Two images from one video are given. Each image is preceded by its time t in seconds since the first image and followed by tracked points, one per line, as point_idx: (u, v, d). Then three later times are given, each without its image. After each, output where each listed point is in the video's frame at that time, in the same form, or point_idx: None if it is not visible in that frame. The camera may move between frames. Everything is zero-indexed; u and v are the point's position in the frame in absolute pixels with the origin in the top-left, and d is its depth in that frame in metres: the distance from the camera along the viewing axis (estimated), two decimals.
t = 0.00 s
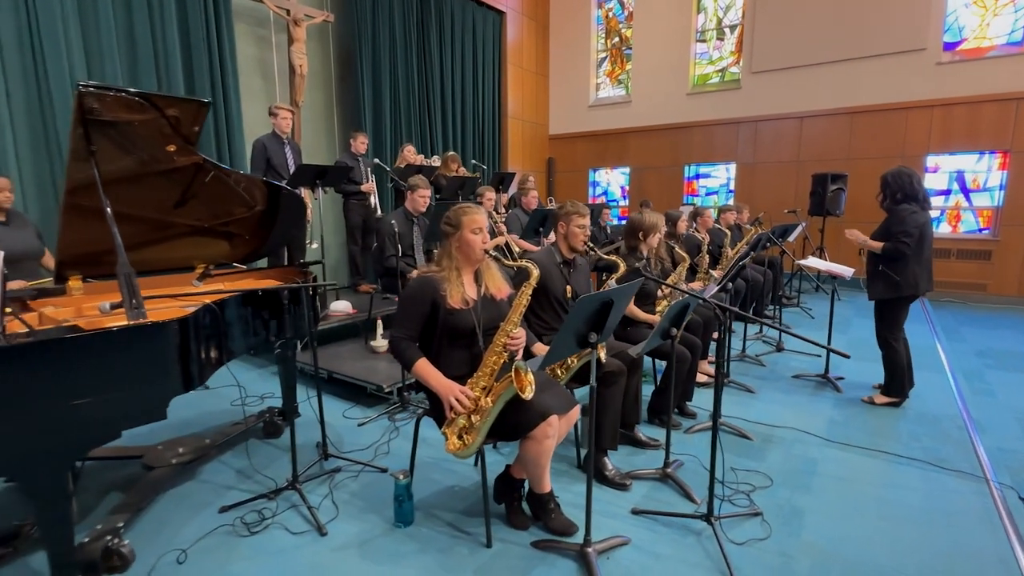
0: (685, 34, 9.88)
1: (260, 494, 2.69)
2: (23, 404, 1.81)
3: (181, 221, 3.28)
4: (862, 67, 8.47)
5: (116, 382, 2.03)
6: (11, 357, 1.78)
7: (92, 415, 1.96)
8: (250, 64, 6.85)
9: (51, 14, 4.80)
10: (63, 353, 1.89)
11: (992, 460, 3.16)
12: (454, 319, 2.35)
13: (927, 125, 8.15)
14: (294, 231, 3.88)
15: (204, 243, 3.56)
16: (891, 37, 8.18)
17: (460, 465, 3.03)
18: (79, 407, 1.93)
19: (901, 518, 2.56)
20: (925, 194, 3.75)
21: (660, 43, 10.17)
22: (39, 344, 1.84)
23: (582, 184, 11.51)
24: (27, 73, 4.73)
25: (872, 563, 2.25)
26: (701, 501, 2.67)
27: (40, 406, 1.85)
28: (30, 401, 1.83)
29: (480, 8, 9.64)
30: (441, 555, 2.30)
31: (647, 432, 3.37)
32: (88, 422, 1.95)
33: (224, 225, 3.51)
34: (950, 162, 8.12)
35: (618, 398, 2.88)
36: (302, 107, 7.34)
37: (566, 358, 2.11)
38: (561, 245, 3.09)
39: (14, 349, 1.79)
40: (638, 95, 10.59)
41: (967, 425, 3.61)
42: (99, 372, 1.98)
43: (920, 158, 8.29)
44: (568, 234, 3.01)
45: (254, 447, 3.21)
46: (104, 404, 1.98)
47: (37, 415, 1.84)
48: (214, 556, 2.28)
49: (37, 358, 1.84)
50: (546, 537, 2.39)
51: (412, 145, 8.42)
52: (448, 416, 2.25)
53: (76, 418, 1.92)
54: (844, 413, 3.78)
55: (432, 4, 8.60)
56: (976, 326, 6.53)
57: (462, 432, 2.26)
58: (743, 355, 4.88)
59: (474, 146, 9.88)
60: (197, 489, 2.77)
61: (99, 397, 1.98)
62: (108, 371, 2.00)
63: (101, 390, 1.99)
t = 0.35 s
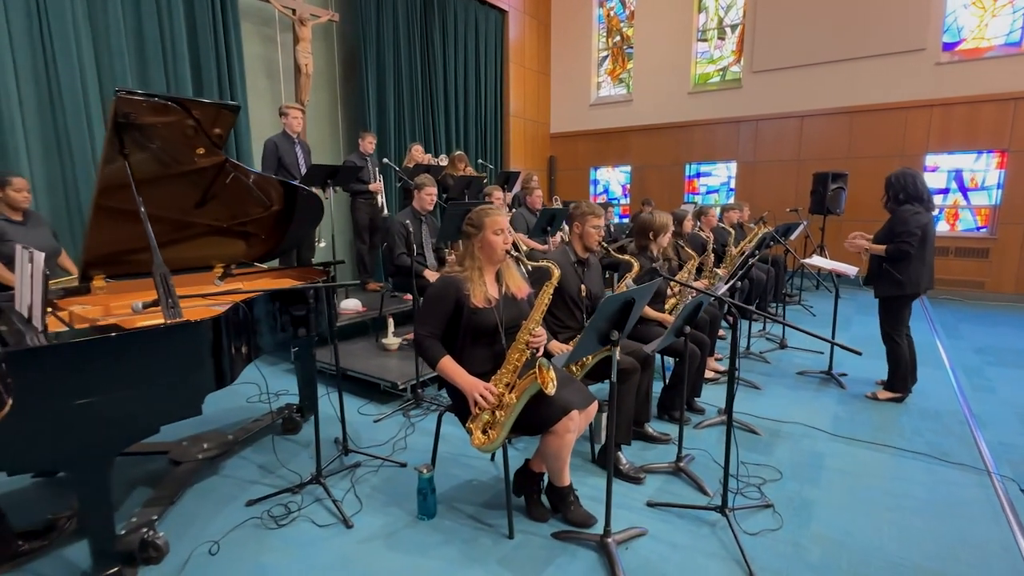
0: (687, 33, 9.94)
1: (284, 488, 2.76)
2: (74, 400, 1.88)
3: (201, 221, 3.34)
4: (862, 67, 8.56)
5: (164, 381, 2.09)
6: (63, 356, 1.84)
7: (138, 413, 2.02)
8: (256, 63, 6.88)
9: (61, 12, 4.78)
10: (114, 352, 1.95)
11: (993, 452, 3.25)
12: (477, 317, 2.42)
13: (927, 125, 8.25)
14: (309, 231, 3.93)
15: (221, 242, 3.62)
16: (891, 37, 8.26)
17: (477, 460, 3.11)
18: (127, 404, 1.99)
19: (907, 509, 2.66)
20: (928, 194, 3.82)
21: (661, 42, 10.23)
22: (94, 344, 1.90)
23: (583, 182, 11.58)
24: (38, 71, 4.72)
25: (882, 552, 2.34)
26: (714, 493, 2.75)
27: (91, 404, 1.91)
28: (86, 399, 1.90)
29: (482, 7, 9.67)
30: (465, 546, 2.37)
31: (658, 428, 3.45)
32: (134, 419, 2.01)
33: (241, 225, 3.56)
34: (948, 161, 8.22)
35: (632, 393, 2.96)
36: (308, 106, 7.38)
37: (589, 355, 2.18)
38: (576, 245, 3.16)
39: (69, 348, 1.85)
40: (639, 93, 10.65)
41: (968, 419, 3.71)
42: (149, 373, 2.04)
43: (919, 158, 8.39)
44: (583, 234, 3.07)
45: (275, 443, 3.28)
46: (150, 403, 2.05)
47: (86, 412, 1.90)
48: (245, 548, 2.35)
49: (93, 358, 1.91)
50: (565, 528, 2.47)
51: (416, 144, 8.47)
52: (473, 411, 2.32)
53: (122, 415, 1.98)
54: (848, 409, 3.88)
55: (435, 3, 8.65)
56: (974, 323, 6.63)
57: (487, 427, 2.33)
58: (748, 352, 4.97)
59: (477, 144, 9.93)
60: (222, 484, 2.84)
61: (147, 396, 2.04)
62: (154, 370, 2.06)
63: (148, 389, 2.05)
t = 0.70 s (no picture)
0: (681, 31, 9.98)
1: (288, 484, 2.79)
2: (86, 399, 1.90)
3: (201, 219, 3.35)
4: (855, 65, 8.63)
5: (175, 379, 2.12)
6: (76, 354, 1.86)
7: (149, 410, 2.05)
8: (251, 60, 6.85)
9: (56, 8, 4.75)
10: (126, 350, 1.97)
11: (981, 444, 3.33)
12: (479, 315, 2.46)
13: (918, 123, 8.34)
14: (308, 228, 3.95)
15: (221, 240, 3.64)
16: (883, 36, 8.34)
17: (478, 454, 3.15)
18: (138, 401, 2.02)
19: (898, 500, 2.72)
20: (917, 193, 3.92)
21: (655, 40, 10.28)
22: (108, 342, 1.92)
23: (578, 179, 11.62)
24: (32, 67, 4.68)
25: (874, 541, 2.40)
26: (711, 486, 2.81)
27: (104, 401, 1.93)
28: (101, 397, 1.93)
29: (477, 4, 9.67)
30: (469, 538, 2.42)
31: (655, 422, 3.50)
32: (145, 415, 2.04)
33: (241, 222, 3.58)
34: (939, 158, 8.32)
35: (630, 388, 3.01)
36: (304, 104, 7.38)
37: (590, 351, 2.22)
38: (575, 243, 3.20)
39: (82, 346, 1.87)
40: (634, 91, 10.69)
41: (957, 412, 3.79)
42: (160, 371, 2.07)
43: (911, 155, 8.48)
44: (582, 232, 3.11)
45: (277, 439, 3.31)
46: (161, 400, 2.08)
47: (99, 409, 1.92)
48: (252, 543, 2.38)
49: (106, 356, 1.93)
50: (566, 520, 2.52)
51: (412, 141, 8.48)
52: (476, 407, 2.36)
53: (133, 411, 2.01)
54: (841, 403, 3.95)
55: None
56: (964, 319, 6.73)
57: (490, 422, 2.37)
58: (742, 347, 5.03)
59: (473, 141, 9.95)
60: (226, 480, 2.87)
61: (158, 393, 2.07)
62: (166, 368, 2.09)
63: (159, 386, 2.08)
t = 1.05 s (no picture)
0: (675, 30, 10.01)
1: (284, 483, 2.80)
2: (80, 400, 1.89)
3: (195, 219, 3.34)
4: (846, 64, 8.70)
5: (171, 379, 2.12)
6: (72, 355, 1.86)
7: (145, 410, 2.05)
8: (244, 59, 6.81)
9: (46, 6, 4.70)
10: (120, 351, 1.97)
11: (971, 440, 3.37)
12: (474, 314, 2.47)
13: (909, 122, 8.41)
14: (302, 228, 3.95)
15: (215, 240, 3.63)
16: (875, 35, 8.40)
17: (473, 453, 3.16)
18: (134, 402, 2.02)
19: (889, 495, 2.75)
20: (907, 191, 3.94)
21: (649, 39, 10.31)
22: (103, 342, 1.92)
23: (573, 178, 11.64)
24: (23, 66, 4.64)
25: (865, 536, 2.43)
26: (705, 483, 2.83)
27: (101, 401, 1.94)
28: (97, 397, 1.93)
29: (471, 2, 9.66)
30: (464, 536, 2.43)
31: (650, 420, 3.53)
32: (141, 416, 2.04)
33: (235, 222, 3.57)
34: (930, 157, 8.39)
35: (625, 386, 3.03)
36: (298, 103, 7.36)
37: (584, 349, 2.24)
38: (569, 242, 3.21)
39: (77, 346, 1.86)
40: (628, 90, 10.72)
41: (947, 409, 3.83)
42: (156, 371, 2.07)
43: (902, 154, 8.56)
44: (576, 231, 3.13)
45: (273, 439, 3.31)
46: (156, 400, 2.08)
47: (95, 410, 1.93)
48: (248, 542, 2.39)
49: (103, 357, 1.93)
50: (561, 518, 2.54)
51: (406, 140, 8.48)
52: (471, 406, 2.37)
53: (129, 412, 2.01)
54: (833, 400, 3.99)
55: None
56: (954, 316, 6.80)
57: (485, 420, 2.38)
58: (736, 345, 5.06)
59: (467, 140, 9.95)
60: (221, 480, 2.87)
61: (154, 394, 2.07)
62: (161, 369, 2.09)
63: (154, 386, 2.08)
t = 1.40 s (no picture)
0: (674, 30, 10.02)
1: (283, 482, 2.80)
2: (80, 399, 1.89)
3: (194, 218, 3.34)
4: (843, 64, 8.72)
5: (171, 378, 2.12)
6: (72, 354, 1.86)
7: (145, 409, 2.05)
8: (242, 58, 6.80)
9: (43, 6, 4.69)
10: (120, 350, 1.97)
11: (968, 439, 3.39)
12: (474, 313, 2.48)
13: (906, 122, 8.43)
14: (301, 228, 3.95)
15: (215, 239, 3.64)
16: (873, 35, 8.42)
17: (472, 452, 3.17)
18: (134, 401, 2.02)
19: (886, 493, 2.77)
20: (902, 190, 3.94)
21: (647, 39, 10.32)
22: (103, 342, 1.92)
23: (571, 178, 11.65)
24: (19, 65, 4.62)
25: (862, 534, 2.45)
26: (703, 481, 2.84)
27: (102, 401, 1.94)
28: (95, 397, 1.93)
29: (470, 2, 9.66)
30: (463, 534, 2.44)
31: (649, 419, 3.54)
32: (141, 416, 2.04)
33: (234, 222, 3.57)
34: (926, 157, 8.42)
35: (623, 384, 3.04)
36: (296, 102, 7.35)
37: (583, 348, 2.25)
38: (568, 241, 3.22)
39: (77, 346, 1.87)
40: (626, 89, 10.72)
41: (945, 407, 3.85)
42: (156, 371, 2.08)
43: (899, 154, 8.58)
44: (574, 230, 3.13)
45: (272, 438, 3.31)
46: (157, 400, 2.08)
47: (95, 409, 1.93)
48: (248, 542, 2.39)
49: (103, 356, 1.93)
50: (560, 516, 2.54)
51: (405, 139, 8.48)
52: (470, 404, 2.38)
53: (129, 411, 2.01)
54: (831, 398, 4.00)
55: None
56: (951, 315, 6.83)
57: (484, 419, 2.38)
58: (734, 344, 5.08)
59: (465, 139, 9.96)
60: (221, 479, 2.87)
61: (154, 393, 2.07)
62: (161, 368, 2.09)
63: (154, 385, 2.08)
